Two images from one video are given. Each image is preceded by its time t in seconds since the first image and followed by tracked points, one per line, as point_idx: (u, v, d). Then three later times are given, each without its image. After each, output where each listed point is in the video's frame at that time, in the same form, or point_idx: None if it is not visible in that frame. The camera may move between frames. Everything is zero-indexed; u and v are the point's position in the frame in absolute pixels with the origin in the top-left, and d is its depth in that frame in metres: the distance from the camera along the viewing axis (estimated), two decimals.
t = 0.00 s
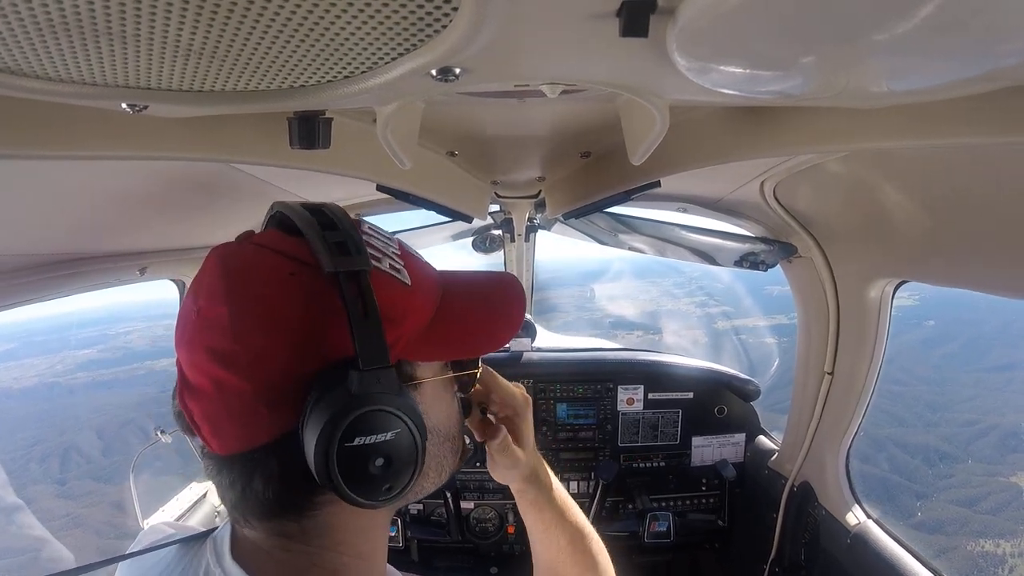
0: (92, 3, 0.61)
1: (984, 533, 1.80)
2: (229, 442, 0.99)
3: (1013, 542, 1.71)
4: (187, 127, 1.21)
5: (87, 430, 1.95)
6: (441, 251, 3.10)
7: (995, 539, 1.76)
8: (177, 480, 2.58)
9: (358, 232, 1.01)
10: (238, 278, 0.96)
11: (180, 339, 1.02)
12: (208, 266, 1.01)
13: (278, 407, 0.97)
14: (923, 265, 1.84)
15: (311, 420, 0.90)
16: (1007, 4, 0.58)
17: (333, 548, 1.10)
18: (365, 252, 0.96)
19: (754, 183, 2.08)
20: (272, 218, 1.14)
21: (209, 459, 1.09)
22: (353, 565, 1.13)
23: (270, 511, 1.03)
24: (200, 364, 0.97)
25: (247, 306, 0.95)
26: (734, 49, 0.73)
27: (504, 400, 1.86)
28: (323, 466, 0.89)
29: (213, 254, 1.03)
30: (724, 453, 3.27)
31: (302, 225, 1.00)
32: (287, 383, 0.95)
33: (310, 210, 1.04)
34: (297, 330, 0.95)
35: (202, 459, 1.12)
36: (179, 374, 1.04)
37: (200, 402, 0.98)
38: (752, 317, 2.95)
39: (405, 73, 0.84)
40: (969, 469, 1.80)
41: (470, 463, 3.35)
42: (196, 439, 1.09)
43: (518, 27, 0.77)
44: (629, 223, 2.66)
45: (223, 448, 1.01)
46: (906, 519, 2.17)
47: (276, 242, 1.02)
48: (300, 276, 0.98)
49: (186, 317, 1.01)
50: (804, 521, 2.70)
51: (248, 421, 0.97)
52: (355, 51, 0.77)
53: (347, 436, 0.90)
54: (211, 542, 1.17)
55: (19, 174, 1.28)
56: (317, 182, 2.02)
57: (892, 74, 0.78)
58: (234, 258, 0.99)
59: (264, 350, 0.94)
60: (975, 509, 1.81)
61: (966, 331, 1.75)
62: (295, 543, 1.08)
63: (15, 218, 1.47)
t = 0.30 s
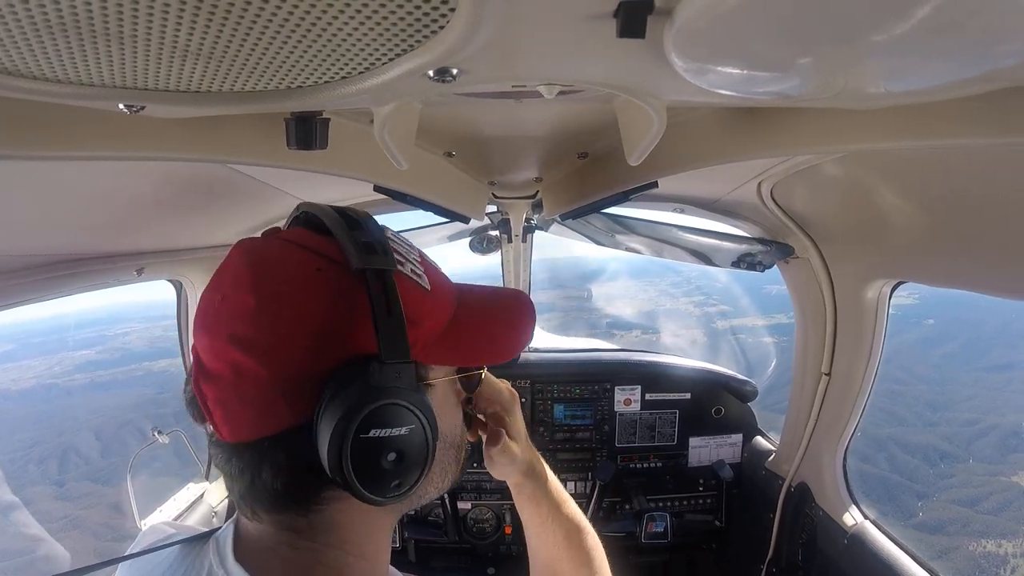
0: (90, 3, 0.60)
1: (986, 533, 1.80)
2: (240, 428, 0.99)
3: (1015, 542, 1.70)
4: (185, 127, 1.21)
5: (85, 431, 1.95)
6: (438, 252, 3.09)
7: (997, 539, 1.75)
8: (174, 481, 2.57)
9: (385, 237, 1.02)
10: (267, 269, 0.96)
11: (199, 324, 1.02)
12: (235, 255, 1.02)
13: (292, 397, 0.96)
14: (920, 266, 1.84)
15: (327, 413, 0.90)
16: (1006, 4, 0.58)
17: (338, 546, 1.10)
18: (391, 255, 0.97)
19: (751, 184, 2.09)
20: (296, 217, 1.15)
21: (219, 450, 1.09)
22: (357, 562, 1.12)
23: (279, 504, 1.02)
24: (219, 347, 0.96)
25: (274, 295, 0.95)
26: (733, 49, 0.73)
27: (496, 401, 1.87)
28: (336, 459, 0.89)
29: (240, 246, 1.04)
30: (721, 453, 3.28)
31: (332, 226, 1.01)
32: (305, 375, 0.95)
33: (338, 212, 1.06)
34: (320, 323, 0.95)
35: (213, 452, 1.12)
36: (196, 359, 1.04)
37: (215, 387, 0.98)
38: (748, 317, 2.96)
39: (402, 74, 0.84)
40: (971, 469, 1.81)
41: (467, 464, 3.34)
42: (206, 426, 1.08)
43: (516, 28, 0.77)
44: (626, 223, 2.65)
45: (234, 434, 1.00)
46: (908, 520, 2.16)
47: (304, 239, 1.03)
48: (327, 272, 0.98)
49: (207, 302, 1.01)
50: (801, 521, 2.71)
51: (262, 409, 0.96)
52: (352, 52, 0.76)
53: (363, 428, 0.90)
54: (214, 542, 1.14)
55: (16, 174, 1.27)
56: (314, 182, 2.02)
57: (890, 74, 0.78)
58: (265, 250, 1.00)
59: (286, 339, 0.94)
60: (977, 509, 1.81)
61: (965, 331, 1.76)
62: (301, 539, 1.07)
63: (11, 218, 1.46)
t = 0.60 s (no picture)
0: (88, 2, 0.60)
1: (988, 533, 1.79)
2: (241, 436, 0.98)
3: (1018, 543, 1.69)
4: (184, 128, 1.21)
5: (83, 431, 1.94)
6: (437, 251, 3.09)
7: (999, 540, 1.75)
8: (173, 482, 2.57)
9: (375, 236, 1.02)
10: (261, 275, 0.96)
11: (192, 334, 1.01)
12: (223, 263, 1.01)
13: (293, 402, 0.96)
14: (918, 266, 1.85)
15: (333, 413, 0.91)
16: (1006, 4, 0.58)
17: (339, 544, 1.10)
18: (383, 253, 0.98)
19: (750, 184, 2.09)
20: (282, 220, 1.15)
21: (221, 452, 1.08)
22: (358, 562, 1.12)
23: (282, 506, 1.02)
24: (215, 355, 0.96)
25: (269, 300, 0.95)
26: (731, 49, 0.73)
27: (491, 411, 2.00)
28: (345, 458, 0.90)
29: (227, 253, 1.03)
30: (719, 453, 3.29)
31: (321, 228, 1.01)
32: (306, 378, 0.96)
33: (326, 214, 1.06)
34: (317, 326, 0.96)
35: (212, 454, 1.12)
36: (189, 369, 1.02)
37: (213, 396, 0.97)
38: (746, 316, 2.95)
39: (400, 74, 0.83)
40: (972, 469, 1.81)
41: (465, 464, 3.34)
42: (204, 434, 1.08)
43: (515, 27, 0.77)
44: (625, 224, 2.65)
45: (233, 443, 0.99)
46: (909, 520, 2.15)
47: (294, 242, 1.03)
48: (320, 275, 0.98)
49: (200, 311, 1.00)
50: (799, 521, 2.71)
51: (262, 416, 0.96)
52: (350, 51, 0.76)
53: (369, 427, 0.91)
54: (214, 542, 1.14)
55: (16, 174, 1.27)
56: (313, 182, 2.02)
57: (889, 74, 0.78)
58: (255, 255, 0.99)
59: (284, 343, 0.94)
60: (978, 510, 1.81)
61: (965, 330, 1.76)
62: (303, 540, 1.07)
63: (10, 218, 1.46)
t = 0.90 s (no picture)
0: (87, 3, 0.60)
1: (990, 535, 1.78)
2: (236, 440, 0.97)
3: (1020, 544, 1.68)
4: (183, 128, 1.21)
5: (82, 430, 1.94)
6: (436, 252, 3.09)
7: (1001, 541, 1.74)
8: (172, 482, 2.57)
9: (361, 236, 1.02)
10: (248, 279, 0.95)
11: (181, 342, 1.00)
12: (208, 271, 1.00)
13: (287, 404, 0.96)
14: (919, 266, 1.85)
15: (325, 413, 0.91)
16: (1005, 4, 0.58)
17: (340, 541, 1.10)
18: (368, 252, 0.98)
19: (750, 184, 2.09)
20: (267, 222, 1.14)
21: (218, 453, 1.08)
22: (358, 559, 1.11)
23: (280, 504, 1.02)
24: (206, 362, 0.95)
25: (257, 305, 0.94)
26: (731, 49, 0.73)
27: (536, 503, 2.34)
28: (340, 457, 0.91)
29: (213, 258, 1.02)
30: (719, 453, 3.29)
31: (305, 230, 1.01)
32: (299, 380, 0.96)
33: (310, 216, 1.05)
34: (308, 328, 0.96)
35: (209, 454, 1.12)
36: (180, 377, 1.02)
37: (206, 402, 0.97)
38: (745, 316, 2.94)
39: (400, 74, 0.83)
40: (974, 469, 1.81)
41: (465, 464, 3.34)
42: (200, 437, 1.07)
43: (514, 28, 0.77)
44: (625, 224, 2.66)
45: (227, 447, 0.99)
46: (910, 521, 2.15)
47: (279, 244, 1.02)
48: (308, 277, 0.98)
49: (189, 319, 0.99)
50: (798, 521, 2.72)
51: (257, 421, 0.96)
52: (349, 51, 0.76)
53: (362, 425, 0.92)
54: (215, 539, 1.13)
55: (16, 174, 1.27)
56: (314, 182, 2.02)
57: (888, 74, 0.78)
58: (241, 260, 0.98)
59: (274, 346, 0.94)
60: (981, 511, 1.80)
61: (966, 331, 1.76)
62: (303, 536, 1.07)
63: (11, 218, 1.46)
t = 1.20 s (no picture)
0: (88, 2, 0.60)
1: (991, 536, 1.78)
2: (235, 440, 0.98)
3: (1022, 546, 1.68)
4: (183, 127, 1.21)
5: (80, 429, 1.94)
6: (437, 252, 3.10)
7: (1003, 542, 1.74)
8: (171, 482, 2.57)
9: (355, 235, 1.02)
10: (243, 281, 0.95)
11: (177, 344, 1.00)
12: (203, 272, 1.00)
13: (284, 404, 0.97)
14: (919, 266, 1.84)
15: (324, 411, 0.92)
16: (1005, 4, 0.58)
17: (340, 541, 1.10)
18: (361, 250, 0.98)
19: (751, 184, 2.09)
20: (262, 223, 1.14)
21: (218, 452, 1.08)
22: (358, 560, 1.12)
23: (279, 504, 1.02)
24: (203, 363, 0.95)
25: (253, 306, 0.94)
26: (731, 49, 0.73)
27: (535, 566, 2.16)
28: (338, 456, 0.91)
29: (208, 260, 1.02)
30: (720, 453, 3.29)
31: (299, 230, 1.01)
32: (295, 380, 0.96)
33: (304, 216, 1.05)
34: (303, 329, 0.96)
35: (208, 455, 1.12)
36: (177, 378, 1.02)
37: (204, 403, 0.97)
38: (745, 315, 2.94)
39: (401, 74, 0.83)
40: (975, 470, 1.80)
41: (466, 464, 3.34)
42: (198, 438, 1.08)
43: (515, 27, 0.77)
44: (626, 224, 2.66)
45: (225, 448, 1.00)
46: (911, 522, 2.15)
47: (273, 245, 1.02)
48: (302, 277, 0.98)
49: (185, 320, 0.99)
50: (799, 522, 2.72)
51: (254, 421, 0.96)
52: (351, 51, 0.76)
53: (360, 423, 0.92)
54: (216, 539, 1.13)
55: (17, 174, 1.27)
56: (314, 182, 2.02)
57: (888, 74, 0.78)
58: (236, 261, 0.98)
59: (270, 347, 0.94)
60: (982, 512, 1.80)
61: (966, 331, 1.76)
62: (303, 536, 1.07)
63: (11, 218, 1.46)
